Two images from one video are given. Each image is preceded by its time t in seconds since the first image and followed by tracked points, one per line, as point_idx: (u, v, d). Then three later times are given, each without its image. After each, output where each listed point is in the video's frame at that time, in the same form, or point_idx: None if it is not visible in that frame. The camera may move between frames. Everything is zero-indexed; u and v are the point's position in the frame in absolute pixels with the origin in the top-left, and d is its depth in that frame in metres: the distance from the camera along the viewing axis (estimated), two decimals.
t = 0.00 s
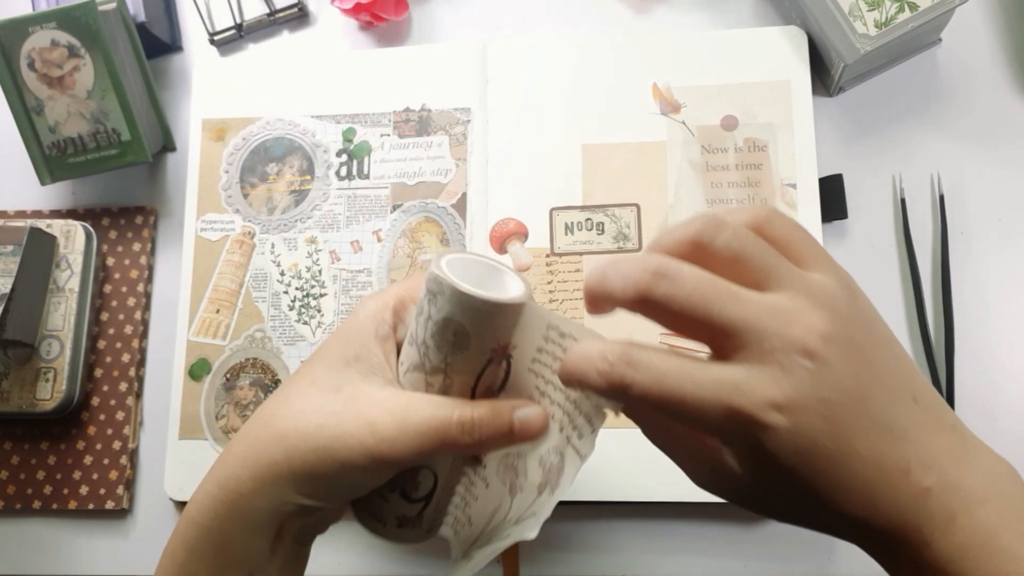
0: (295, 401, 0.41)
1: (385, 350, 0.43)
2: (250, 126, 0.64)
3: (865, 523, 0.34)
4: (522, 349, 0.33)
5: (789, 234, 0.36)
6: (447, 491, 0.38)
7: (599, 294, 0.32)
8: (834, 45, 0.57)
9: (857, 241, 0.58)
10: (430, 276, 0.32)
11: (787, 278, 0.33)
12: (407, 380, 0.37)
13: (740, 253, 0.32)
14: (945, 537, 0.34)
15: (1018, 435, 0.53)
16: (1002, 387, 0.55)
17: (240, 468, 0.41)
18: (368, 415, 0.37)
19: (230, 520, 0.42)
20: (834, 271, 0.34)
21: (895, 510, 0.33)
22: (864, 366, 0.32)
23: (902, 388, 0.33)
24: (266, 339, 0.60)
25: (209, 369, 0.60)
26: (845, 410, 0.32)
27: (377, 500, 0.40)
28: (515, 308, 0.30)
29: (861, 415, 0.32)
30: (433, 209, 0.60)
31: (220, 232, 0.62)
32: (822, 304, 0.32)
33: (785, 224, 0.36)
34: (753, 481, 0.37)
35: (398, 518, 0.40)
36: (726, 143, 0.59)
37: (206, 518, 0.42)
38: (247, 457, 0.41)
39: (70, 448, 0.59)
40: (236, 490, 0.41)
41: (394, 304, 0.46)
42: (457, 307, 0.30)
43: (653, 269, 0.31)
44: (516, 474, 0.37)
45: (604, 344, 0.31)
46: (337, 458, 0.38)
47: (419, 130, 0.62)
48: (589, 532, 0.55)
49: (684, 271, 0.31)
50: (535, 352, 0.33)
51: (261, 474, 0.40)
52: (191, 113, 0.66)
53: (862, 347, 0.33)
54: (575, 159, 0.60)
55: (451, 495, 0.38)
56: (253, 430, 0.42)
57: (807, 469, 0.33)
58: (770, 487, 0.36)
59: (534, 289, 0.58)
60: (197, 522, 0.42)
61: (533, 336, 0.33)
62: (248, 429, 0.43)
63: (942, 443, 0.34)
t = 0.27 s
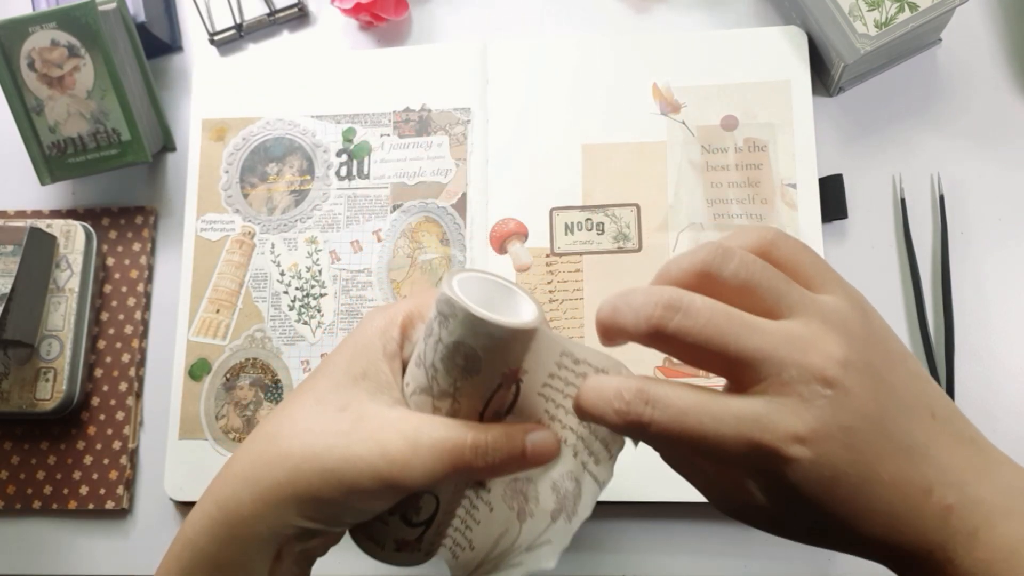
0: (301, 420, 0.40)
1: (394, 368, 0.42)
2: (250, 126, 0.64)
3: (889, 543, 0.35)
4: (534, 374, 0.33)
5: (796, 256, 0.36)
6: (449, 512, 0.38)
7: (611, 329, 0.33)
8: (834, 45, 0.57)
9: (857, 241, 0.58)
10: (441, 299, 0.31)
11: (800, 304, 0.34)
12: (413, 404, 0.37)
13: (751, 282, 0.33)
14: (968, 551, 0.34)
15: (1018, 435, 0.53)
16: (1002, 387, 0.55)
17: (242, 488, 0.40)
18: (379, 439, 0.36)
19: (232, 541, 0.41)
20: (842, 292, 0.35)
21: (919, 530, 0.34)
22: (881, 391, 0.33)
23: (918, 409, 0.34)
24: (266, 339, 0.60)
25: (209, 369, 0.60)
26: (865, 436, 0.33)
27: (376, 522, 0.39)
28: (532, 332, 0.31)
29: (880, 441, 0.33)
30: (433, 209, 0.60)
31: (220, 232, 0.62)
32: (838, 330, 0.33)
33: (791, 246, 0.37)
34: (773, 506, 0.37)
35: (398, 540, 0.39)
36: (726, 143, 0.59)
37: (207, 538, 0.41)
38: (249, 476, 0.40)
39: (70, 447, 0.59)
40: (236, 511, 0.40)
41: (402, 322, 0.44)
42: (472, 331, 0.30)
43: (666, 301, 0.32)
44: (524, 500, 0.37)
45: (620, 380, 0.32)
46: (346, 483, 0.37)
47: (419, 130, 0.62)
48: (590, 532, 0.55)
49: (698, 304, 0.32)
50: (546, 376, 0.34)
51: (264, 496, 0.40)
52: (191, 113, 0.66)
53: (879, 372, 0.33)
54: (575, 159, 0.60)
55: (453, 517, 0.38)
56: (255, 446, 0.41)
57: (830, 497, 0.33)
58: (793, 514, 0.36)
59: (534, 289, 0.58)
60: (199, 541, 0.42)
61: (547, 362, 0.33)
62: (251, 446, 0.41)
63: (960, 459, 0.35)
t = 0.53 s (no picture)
0: (306, 434, 0.39)
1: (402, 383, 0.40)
2: (250, 126, 0.64)
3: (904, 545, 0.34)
4: (547, 392, 0.33)
5: (792, 256, 0.37)
6: (453, 526, 0.37)
7: (614, 339, 0.33)
8: (834, 45, 0.57)
9: (857, 240, 0.58)
10: (458, 315, 0.31)
11: (799, 300, 0.34)
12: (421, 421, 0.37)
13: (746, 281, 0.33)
14: (983, 550, 0.34)
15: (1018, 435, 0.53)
16: (1002, 387, 0.55)
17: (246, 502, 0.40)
18: (389, 458, 0.36)
19: (235, 555, 0.40)
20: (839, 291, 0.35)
21: (933, 529, 0.34)
22: (889, 389, 0.33)
23: (925, 406, 0.34)
24: (266, 339, 0.60)
25: (210, 370, 0.60)
26: (875, 433, 0.32)
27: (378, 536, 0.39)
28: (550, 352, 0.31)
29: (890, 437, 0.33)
30: (433, 209, 0.60)
31: (220, 232, 0.62)
32: (840, 326, 0.33)
33: (786, 246, 0.37)
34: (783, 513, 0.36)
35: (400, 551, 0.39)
36: (726, 143, 0.59)
37: (210, 551, 0.41)
38: (253, 491, 0.39)
39: (70, 447, 0.59)
40: (239, 524, 0.40)
41: (414, 333, 0.42)
42: (490, 348, 0.30)
43: (663, 305, 0.32)
44: (531, 517, 0.37)
45: (626, 384, 0.32)
46: (354, 502, 0.36)
47: (419, 130, 0.62)
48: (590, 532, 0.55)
49: (694, 305, 0.32)
50: (560, 395, 0.34)
51: (268, 511, 0.39)
52: (191, 113, 0.66)
53: (884, 370, 0.33)
54: (575, 159, 0.60)
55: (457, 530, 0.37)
56: (258, 459, 0.40)
57: (844, 497, 0.33)
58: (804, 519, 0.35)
59: (534, 289, 0.58)
60: (202, 554, 0.41)
61: (564, 381, 0.34)
62: (254, 458, 0.40)
63: (970, 457, 0.34)
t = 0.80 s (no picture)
0: (310, 452, 0.38)
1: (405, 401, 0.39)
2: (250, 126, 0.64)
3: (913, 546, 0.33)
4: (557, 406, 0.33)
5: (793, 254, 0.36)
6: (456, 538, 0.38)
7: (615, 343, 0.35)
8: (834, 45, 0.57)
9: (857, 240, 0.58)
10: (467, 331, 0.31)
11: (799, 295, 0.34)
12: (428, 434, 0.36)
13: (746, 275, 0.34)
14: (994, 554, 0.33)
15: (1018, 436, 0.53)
16: (1002, 387, 0.55)
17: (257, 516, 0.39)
18: (400, 487, 0.35)
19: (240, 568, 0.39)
20: (839, 288, 0.35)
21: (942, 529, 0.33)
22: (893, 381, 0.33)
23: (928, 403, 0.34)
24: (266, 338, 0.60)
25: (210, 370, 0.60)
26: (879, 424, 0.32)
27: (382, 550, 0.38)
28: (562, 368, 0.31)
29: (895, 426, 0.32)
30: (433, 209, 0.60)
31: (220, 232, 0.62)
32: (841, 320, 0.33)
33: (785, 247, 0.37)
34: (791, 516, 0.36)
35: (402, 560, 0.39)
36: (726, 143, 0.59)
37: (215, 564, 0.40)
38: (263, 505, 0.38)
39: (70, 447, 0.59)
40: (242, 541, 0.39)
41: (418, 343, 0.40)
42: (500, 364, 0.30)
43: (662, 298, 0.33)
44: (535, 528, 0.38)
45: (631, 372, 0.33)
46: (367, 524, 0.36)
47: (419, 130, 0.62)
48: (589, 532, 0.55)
49: (693, 297, 0.32)
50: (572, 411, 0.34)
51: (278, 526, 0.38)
52: (191, 113, 0.66)
53: (887, 363, 0.33)
54: (575, 159, 0.60)
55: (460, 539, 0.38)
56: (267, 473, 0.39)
57: (850, 491, 0.32)
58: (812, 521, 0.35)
59: (534, 289, 0.58)
60: (204, 568, 0.40)
61: (570, 395, 0.34)
62: (259, 474, 0.39)
63: (976, 458, 0.34)
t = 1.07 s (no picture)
0: (301, 422, 0.38)
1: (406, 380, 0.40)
2: (250, 126, 0.64)
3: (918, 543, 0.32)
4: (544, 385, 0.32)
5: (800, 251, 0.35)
6: (455, 530, 0.34)
7: (624, 329, 0.36)
8: (834, 45, 0.57)
9: (857, 240, 0.58)
10: (459, 303, 0.31)
11: (801, 286, 0.33)
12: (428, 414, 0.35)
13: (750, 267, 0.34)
14: (1006, 555, 0.31)
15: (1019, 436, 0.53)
16: (1002, 387, 0.55)
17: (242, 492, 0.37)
18: (385, 453, 0.34)
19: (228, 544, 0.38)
20: (848, 282, 0.34)
21: (948, 529, 0.31)
22: (896, 374, 0.32)
23: (935, 401, 0.32)
24: (266, 338, 0.60)
25: (210, 370, 0.60)
26: (880, 418, 0.31)
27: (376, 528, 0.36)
28: (549, 343, 0.30)
29: (899, 417, 0.31)
30: (433, 209, 0.60)
31: (220, 232, 0.62)
32: (846, 310, 0.33)
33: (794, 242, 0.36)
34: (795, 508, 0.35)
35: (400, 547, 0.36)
36: (726, 143, 0.59)
37: (206, 538, 0.39)
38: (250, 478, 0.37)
39: (70, 447, 0.59)
40: (227, 512, 0.38)
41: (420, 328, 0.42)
42: (487, 333, 0.29)
43: (670, 288, 0.34)
44: (542, 516, 0.34)
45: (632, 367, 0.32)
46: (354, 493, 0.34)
47: (419, 130, 0.62)
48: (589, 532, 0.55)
49: (698, 286, 0.33)
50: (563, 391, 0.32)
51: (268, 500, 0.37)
52: (191, 113, 0.66)
53: (890, 357, 0.32)
54: (575, 159, 0.60)
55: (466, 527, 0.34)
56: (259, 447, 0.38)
57: (852, 481, 0.31)
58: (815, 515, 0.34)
59: (534, 289, 0.58)
60: (192, 542, 0.39)
61: (562, 373, 0.32)
62: (254, 445, 0.39)
63: (986, 459, 0.32)
